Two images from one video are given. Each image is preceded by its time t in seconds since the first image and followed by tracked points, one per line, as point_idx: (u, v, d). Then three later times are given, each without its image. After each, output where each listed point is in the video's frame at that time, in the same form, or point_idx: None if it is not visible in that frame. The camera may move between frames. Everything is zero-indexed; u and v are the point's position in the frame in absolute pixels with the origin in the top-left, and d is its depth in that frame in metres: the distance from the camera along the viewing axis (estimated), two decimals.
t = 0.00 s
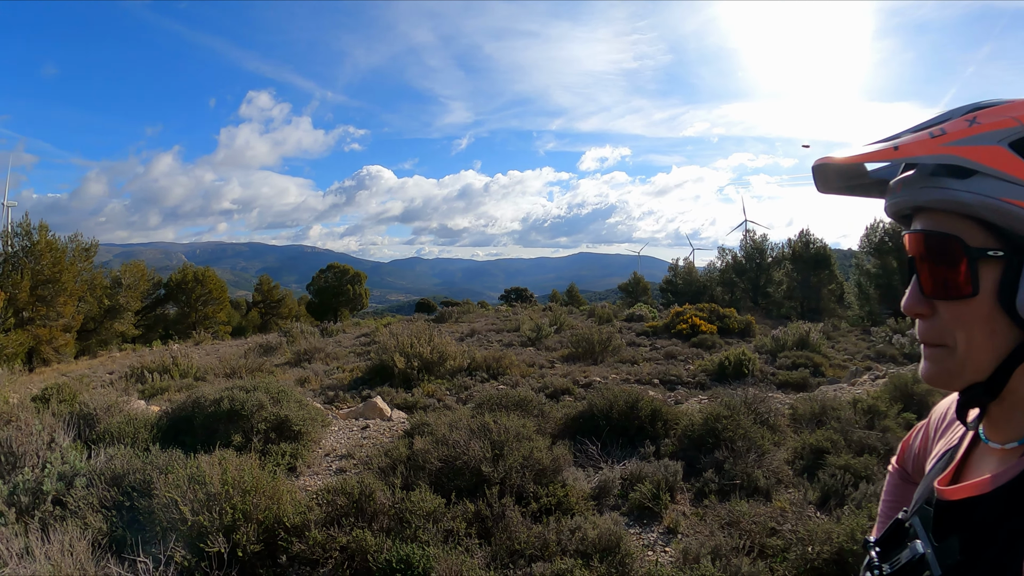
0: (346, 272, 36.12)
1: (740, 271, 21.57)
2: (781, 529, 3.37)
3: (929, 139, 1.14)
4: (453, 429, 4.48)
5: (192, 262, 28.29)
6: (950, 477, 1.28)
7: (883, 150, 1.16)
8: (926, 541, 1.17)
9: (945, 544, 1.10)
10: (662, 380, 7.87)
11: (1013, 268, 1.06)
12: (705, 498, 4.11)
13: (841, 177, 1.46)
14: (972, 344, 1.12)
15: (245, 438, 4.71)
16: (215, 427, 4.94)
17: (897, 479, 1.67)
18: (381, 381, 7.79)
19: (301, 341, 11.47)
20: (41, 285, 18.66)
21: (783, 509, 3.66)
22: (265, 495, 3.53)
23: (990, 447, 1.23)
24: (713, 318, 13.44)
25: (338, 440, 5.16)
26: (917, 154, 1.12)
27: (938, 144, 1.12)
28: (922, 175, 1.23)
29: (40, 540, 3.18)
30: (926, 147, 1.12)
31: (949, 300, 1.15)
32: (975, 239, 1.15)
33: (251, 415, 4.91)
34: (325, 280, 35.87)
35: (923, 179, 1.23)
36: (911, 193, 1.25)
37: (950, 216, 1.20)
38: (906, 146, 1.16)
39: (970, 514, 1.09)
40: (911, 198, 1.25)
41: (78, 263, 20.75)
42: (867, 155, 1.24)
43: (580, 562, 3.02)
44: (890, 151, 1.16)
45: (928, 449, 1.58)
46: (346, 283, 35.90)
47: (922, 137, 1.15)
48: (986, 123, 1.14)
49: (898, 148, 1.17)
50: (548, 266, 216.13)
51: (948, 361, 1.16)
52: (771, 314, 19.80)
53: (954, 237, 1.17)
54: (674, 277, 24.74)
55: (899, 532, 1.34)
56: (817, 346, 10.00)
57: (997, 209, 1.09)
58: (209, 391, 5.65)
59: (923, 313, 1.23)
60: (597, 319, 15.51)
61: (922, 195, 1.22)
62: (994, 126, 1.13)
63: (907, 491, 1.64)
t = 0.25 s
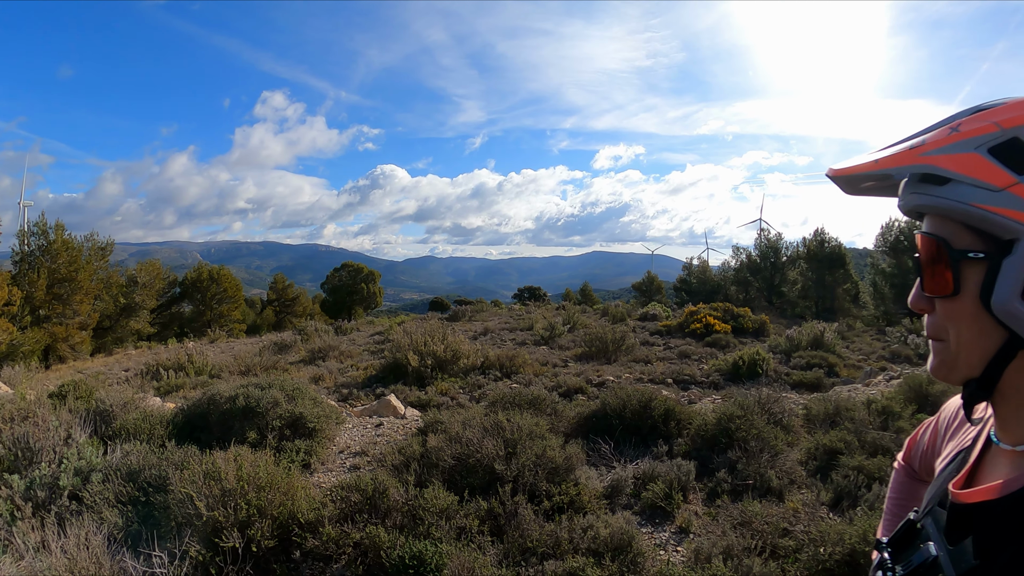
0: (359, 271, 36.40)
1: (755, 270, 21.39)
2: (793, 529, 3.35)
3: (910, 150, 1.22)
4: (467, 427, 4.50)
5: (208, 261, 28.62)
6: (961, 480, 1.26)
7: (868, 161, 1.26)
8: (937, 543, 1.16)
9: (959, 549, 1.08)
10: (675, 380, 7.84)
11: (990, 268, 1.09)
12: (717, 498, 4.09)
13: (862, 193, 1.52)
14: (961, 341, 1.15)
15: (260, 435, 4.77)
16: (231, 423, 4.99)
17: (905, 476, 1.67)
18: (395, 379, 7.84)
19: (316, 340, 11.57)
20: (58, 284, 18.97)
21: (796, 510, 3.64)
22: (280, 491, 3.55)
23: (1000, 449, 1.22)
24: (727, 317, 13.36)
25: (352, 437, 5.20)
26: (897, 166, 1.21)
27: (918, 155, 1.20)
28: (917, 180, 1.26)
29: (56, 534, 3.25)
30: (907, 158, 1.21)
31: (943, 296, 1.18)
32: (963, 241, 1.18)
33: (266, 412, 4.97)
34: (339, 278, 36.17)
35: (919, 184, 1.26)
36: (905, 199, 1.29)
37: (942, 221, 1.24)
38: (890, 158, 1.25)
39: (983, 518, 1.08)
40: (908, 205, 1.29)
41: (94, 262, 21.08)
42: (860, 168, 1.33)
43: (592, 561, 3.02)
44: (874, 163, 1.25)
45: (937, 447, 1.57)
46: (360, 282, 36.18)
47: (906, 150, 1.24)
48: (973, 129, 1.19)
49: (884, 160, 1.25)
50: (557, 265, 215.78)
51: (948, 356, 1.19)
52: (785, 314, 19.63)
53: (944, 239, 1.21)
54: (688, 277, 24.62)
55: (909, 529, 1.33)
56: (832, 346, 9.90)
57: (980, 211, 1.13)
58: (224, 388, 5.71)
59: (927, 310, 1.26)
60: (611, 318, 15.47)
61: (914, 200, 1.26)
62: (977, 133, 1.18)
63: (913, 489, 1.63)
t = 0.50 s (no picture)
0: (368, 270, 36.62)
1: (763, 270, 21.28)
2: (799, 528, 3.34)
3: (888, 158, 1.27)
4: (474, 425, 4.52)
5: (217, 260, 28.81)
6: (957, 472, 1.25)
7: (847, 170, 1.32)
8: (933, 535, 1.16)
9: (954, 541, 1.08)
10: (683, 379, 7.82)
11: (969, 266, 1.10)
12: (724, 496, 4.08)
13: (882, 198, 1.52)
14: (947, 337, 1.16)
15: (269, 432, 4.80)
16: (240, 420, 5.03)
17: (908, 468, 1.65)
18: (402, 378, 7.86)
19: (324, 339, 11.63)
20: (68, 283, 19.16)
21: (803, 509, 3.62)
22: (289, 486, 3.58)
23: (997, 441, 1.21)
24: (735, 317, 13.30)
25: (360, 434, 5.23)
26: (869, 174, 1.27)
27: (893, 162, 1.25)
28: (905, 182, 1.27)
29: (67, 528, 3.29)
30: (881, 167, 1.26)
31: (930, 293, 1.19)
32: (946, 241, 1.19)
33: (276, 409, 5.00)
34: (348, 278, 36.44)
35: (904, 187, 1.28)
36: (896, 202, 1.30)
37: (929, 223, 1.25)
38: (868, 166, 1.30)
39: (978, 510, 1.08)
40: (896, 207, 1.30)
41: (104, 261, 21.29)
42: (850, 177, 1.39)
43: (598, 557, 3.03)
44: (853, 171, 1.31)
45: (938, 438, 1.56)
46: (368, 281, 36.37)
47: (886, 158, 1.28)
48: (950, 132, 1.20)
49: (863, 169, 1.31)
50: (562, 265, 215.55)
51: (935, 352, 1.20)
52: (794, 313, 19.52)
53: (927, 239, 1.22)
54: (696, 276, 24.53)
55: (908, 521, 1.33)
56: (840, 346, 9.84)
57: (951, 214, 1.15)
58: (234, 386, 5.75)
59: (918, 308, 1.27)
60: (619, 318, 15.44)
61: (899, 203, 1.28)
62: (953, 136, 1.19)
63: (917, 480, 1.62)
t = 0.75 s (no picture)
0: (375, 269, 36.78)
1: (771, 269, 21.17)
2: (804, 527, 3.33)
3: (879, 155, 1.26)
4: (480, 423, 4.52)
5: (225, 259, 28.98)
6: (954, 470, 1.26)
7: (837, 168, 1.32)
8: (930, 533, 1.16)
9: (950, 540, 1.08)
10: (689, 379, 7.80)
11: (964, 263, 1.10)
12: (729, 495, 4.06)
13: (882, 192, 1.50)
14: (943, 335, 1.15)
15: (276, 429, 4.83)
16: (248, 417, 5.06)
17: (911, 465, 1.64)
18: (409, 376, 7.88)
19: (331, 337, 11.68)
20: (77, 281, 19.34)
21: (807, 508, 3.61)
22: (295, 483, 3.60)
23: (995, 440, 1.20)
24: (742, 316, 13.24)
25: (366, 432, 5.25)
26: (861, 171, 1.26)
27: (885, 159, 1.24)
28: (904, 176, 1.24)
29: (74, 523, 3.32)
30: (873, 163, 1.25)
31: (925, 291, 1.19)
32: (940, 238, 1.18)
33: (282, 406, 5.03)
34: (355, 276, 36.62)
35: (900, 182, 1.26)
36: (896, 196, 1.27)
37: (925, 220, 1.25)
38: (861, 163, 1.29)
39: (972, 509, 1.08)
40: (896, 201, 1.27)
41: (112, 259, 21.45)
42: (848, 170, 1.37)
43: (602, 555, 3.03)
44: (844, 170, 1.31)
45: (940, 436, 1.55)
46: (376, 279, 36.54)
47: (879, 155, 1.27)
48: (943, 128, 1.19)
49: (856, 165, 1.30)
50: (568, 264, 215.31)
51: (932, 352, 1.19)
52: (802, 313, 19.43)
53: (921, 236, 1.21)
54: (704, 276, 24.46)
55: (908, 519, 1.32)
56: (848, 346, 9.78)
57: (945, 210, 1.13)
58: (241, 383, 5.79)
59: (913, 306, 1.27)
60: (626, 316, 15.42)
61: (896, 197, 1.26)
62: (945, 132, 1.18)
63: (919, 478, 1.60)
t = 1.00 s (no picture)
0: (382, 268, 36.89)
1: (778, 268, 21.05)
2: (809, 527, 3.33)
3: (877, 153, 1.24)
4: (486, 421, 4.53)
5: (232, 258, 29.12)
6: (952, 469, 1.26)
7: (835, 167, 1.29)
8: (924, 530, 1.16)
9: (942, 537, 1.09)
10: (695, 378, 7.78)
11: (962, 263, 1.10)
12: (734, 495, 4.06)
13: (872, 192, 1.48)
14: (942, 334, 1.15)
15: (282, 426, 4.86)
16: (254, 414, 5.09)
17: (911, 464, 1.64)
18: (415, 374, 7.90)
19: (338, 336, 11.72)
20: (85, 280, 19.49)
21: (812, 508, 3.60)
22: (301, 480, 3.61)
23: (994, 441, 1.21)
24: (749, 315, 13.18)
25: (372, 430, 5.26)
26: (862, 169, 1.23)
27: (883, 158, 1.22)
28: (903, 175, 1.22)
29: (82, 519, 3.35)
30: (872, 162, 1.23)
31: (923, 291, 1.19)
32: (938, 238, 1.18)
33: (289, 404, 5.06)
34: (362, 275, 36.74)
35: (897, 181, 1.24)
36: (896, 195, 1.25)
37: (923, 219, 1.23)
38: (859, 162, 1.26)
39: (967, 508, 1.08)
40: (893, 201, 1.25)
41: (120, 258, 21.60)
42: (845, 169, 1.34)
43: (606, 553, 3.03)
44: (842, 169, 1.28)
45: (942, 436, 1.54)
46: (383, 278, 36.63)
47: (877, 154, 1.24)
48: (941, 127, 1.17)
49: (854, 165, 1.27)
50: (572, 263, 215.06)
51: (931, 351, 1.19)
52: (809, 312, 19.34)
53: (919, 236, 1.20)
54: (711, 275, 24.38)
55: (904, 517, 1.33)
56: (855, 346, 9.73)
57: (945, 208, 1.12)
58: (248, 381, 5.82)
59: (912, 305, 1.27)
60: (632, 316, 15.39)
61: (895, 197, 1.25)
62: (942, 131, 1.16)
63: (920, 477, 1.60)
